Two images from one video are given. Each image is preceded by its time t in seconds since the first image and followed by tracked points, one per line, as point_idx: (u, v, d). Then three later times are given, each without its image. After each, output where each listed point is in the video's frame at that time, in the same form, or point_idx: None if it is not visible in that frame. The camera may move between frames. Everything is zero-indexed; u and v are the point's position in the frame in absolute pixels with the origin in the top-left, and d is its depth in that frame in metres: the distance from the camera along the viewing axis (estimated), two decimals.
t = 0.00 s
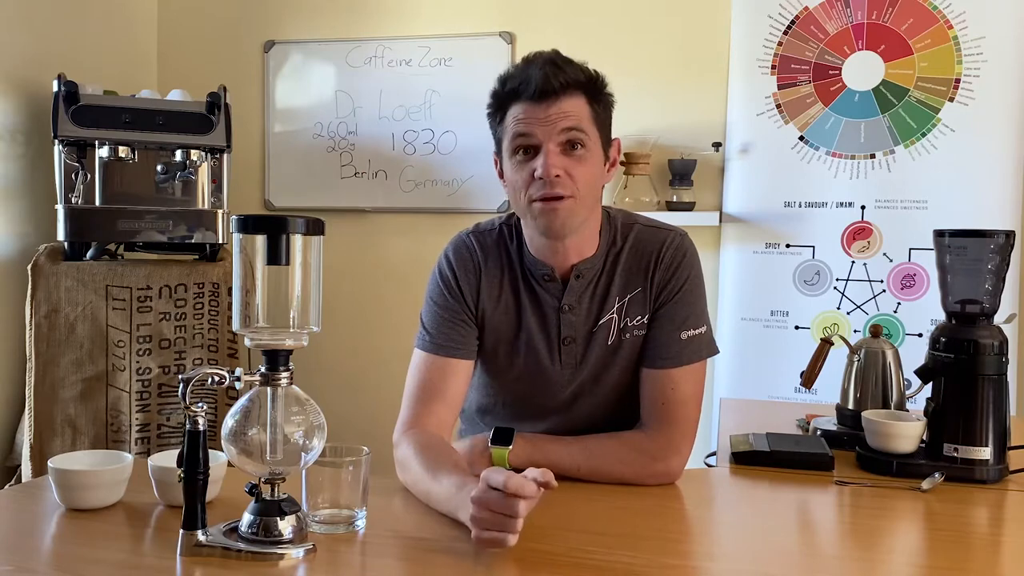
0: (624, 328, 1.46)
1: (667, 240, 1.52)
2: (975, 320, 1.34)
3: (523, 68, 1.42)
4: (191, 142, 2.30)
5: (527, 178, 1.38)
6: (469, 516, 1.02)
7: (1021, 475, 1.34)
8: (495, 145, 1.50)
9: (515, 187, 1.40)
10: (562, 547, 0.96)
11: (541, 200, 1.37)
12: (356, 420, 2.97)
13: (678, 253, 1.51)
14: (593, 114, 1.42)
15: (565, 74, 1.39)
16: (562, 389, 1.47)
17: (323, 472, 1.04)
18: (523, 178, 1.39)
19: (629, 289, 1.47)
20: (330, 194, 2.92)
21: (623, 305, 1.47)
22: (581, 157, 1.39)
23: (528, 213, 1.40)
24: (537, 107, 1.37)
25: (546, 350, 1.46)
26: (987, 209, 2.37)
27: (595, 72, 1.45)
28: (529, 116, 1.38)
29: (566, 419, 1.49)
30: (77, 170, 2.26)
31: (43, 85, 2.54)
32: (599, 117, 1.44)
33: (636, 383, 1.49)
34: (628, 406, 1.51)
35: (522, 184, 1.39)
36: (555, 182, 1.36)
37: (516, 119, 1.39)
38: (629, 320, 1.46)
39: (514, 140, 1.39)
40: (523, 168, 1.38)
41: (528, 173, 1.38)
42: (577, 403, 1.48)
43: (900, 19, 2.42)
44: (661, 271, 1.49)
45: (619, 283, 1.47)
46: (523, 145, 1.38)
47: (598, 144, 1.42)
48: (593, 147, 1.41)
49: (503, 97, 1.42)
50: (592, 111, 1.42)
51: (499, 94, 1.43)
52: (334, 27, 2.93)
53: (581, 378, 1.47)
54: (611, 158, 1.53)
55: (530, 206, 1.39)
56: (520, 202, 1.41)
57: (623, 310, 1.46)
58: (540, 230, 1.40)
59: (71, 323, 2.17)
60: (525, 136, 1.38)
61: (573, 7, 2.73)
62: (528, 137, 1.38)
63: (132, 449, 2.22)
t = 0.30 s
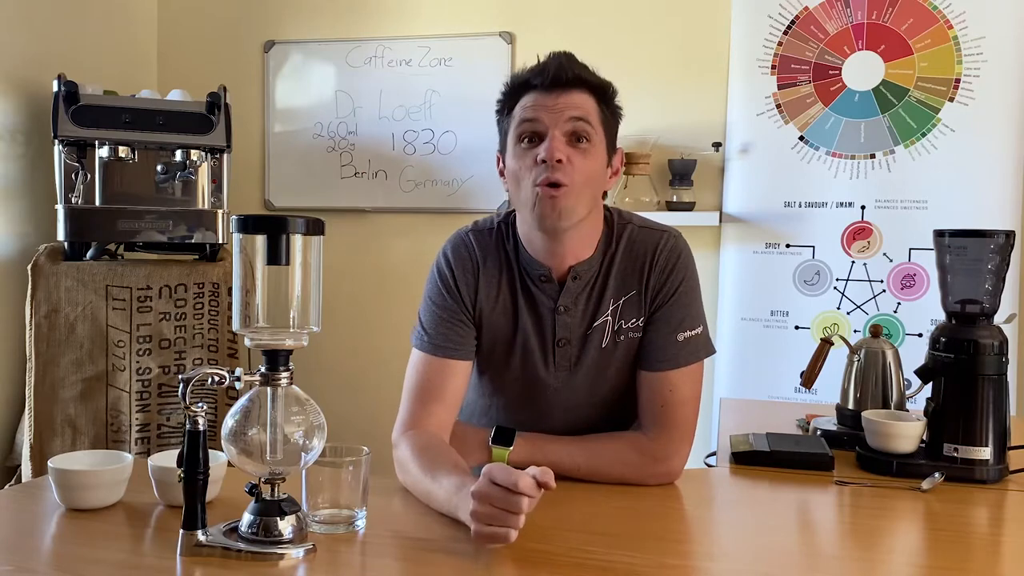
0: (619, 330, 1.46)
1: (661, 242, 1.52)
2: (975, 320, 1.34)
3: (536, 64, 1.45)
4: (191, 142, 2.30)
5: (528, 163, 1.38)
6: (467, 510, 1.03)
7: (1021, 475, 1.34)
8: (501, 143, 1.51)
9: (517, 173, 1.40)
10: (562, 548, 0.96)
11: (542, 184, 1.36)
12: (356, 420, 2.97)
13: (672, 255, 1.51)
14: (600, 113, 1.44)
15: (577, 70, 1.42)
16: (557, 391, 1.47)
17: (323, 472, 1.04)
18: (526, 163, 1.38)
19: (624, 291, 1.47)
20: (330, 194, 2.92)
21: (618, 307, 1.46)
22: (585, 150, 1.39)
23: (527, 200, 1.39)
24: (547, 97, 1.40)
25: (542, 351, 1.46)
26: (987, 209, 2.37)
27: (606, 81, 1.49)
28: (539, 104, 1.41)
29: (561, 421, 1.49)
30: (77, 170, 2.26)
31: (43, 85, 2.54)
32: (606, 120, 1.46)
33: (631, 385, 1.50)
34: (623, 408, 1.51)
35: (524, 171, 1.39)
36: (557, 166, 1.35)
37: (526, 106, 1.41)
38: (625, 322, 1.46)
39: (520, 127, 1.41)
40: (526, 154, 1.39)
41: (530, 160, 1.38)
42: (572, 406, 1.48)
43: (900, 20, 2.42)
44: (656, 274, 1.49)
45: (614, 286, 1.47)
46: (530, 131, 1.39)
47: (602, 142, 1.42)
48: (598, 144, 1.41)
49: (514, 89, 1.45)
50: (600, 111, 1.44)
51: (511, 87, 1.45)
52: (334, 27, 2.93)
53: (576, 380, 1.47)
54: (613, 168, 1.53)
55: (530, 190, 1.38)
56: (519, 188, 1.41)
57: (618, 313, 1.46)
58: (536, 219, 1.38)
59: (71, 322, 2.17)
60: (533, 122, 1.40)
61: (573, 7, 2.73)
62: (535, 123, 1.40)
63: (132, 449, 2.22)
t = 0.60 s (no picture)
0: (616, 335, 1.46)
1: (655, 244, 1.51)
2: (975, 320, 1.34)
3: (532, 88, 1.36)
4: (191, 142, 2.30)
5: (524, 204, 1.35)
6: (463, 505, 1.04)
7: (1021, 475, 1.34)
8: (493, 160, 1.45)
9: (512, 210, 1.37)
10: (562, 548, 0.96)
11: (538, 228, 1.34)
12: (356, 420, 2.97)
13: (665, 256, 1.51)
14: (598, 141, 1.38)
15: (574, 102, 1.34)
16: (557, 395, 1.48)
17: (323, 472, 1.04)
18: (522, 204, 1.35)
19: (620, 296, 1.47)
20: (330, 194, 2.92)
21: (614, 312, 1.46)
22: (582, 187, 1.35)
23: (523, 238, 1.37)
24: (543, 132, 1.32)
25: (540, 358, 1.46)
26: (987, 209, 2.37)
27: (604, 96, 1.41)
28: (533, 140, 1.33)
29: (562, 420, 1.51)
30: (77, 170, 2.26)
31: (43, 85, 2.54)
32: (603, 144, 1.40)
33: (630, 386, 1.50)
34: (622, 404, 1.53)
35: (520, 210, 1.36)
36: (554, 213, 1.32)
37: (518, 141, 1.34)
38: (621, 327, 1.46)
39: (513, 164, 1.35)
40: (522, 194, 1.34)
41: (525, 201, 1.34)
42: (573, 406, 1.49)
43: (900, 20, 2.42)
44: (650, 277, 1.48)
45: (610, 292, 1.47)
46: (524, 170, 1.33)
47: (601, 174, 1.38)
48: (596, 177, 1.36)
49: (507, 117, 1.37)
50: (598, 139, 1.37)
51: (504, 112, 1.37)
52: (334, 27, 2.93)
53: (575, 384, 1.47)
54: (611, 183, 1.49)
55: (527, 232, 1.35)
56: (514, 223, 1.38)
57: (614, 318, 1.46)
58: (532, 255, 1.38)
59: (71, 322, 2.17)
60: (527, 161, 1.33)
61: (573, 7, 2.73)
62: (529, 162, 1.33)
63: (132, 449, 2.22)
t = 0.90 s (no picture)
0: (615, 328, 1.46)
1: (657, 241, 1.51)
2: (975, 320, 1.34)
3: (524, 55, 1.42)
4: (191, 142, 2.30)
5: (519, 162, 1.37)
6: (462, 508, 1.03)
7: (1021, 475, 1.34)
8: (487, 134, 1.49)
9: (507, 170, 1.39)
10: (562, 547, 0.96)
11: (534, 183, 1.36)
12: (356, 420, 2.97)
13: (669, 255, 1.50)
14: (589, 105, 1.42)
15: (564, 63, 1.39)
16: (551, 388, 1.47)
17: (323, 472, 1.04)
18: (517, 162, 1.37)
19: (621, 288, 1.47)
20: (330, 194, 2.92)
21: (614, 305, 1.47)
22: (575, 146, 1.38)
23: (518, 198, 1.39)
24: (535, 92, 1.37)
25: (534, 346, 1.46)
26: (987, 209, 2.37)
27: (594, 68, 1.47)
28: (526, 100, 1.38)
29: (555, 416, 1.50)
30: (77, 170, 2.26)
31: (43, 85, 2.54)
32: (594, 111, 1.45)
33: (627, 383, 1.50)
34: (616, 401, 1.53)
35: (514, 169, 1.38)
36: (549, 167, 1.35)
37: (513, 103, 1.38)
38: (619, 320, 1.46)
39: (509, 125, 1.39)
40: (517, 152, 1.37)
41: (520, 158, 1.37)
42: (566, 401, 1.48)
43: (900, 20, 2.42)
44: (652, 274, 1.49)
45: (609, 285, 1.47)
46: (518, 130, 1.37)
47: (592, 135, 1.41)
48: (588, 137, 1.40)
49: (501, 84, 1.42)
50: (590, 103, 1.42)
51: (497, 79, 1.43)
52: (333, 27, 2.93)
53: (569, 376, 1.47)
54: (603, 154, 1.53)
55: (522, 189, 1.37)
56: (510, 186, 1.40)
57: (614, 310, 1.46)
58: (528, 214, 1.39)
59: (71, 322, 2.17)
60: (521, 120, 1.37)
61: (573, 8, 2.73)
62: (523, 122, 1.37)
63: (132, 449, 2.22)
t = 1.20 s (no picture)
0: (615, 307, 1.50)
1: (646, 224, 1.57)
2: (975, 320, 1.34)
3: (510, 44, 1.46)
4: (191, 142, 2.30)
5: (510, 147, 1.41)
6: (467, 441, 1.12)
7: (1021, 475, 1.34)
8: (478, 123, 1.53)
9: (500, 156, 1.43)
10: (562, 548, 0.96)
11: (526, 166, 1.40)
12: (356, 420, 2.97)
13: (658, 238, 1.57)
14: (576, 89, 1.46)
15: (550, 51, 1.43)
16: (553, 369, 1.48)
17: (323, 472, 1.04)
18: (509, 148, 1.42)
19: (619, 268, 1.52)
20: (330, 194, 2.92)
21: (612, 285, 1.51)
22: (564, 129, 1.42)
23: (513, 182, 1.43)
24: (523, 79, 1.41)
25: (534, 327, 1.47)
26: (987, 208, 2.37)
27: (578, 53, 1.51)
28: (515, 88, 1.42)
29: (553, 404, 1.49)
30: (77, 170, 2.26)
31: (43, 85, 2.54)
32: (582, 94, 1.48)
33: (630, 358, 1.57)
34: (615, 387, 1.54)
35: (507, 154, 1.43)
36: (540, 151, 1.39)
37: (502, 91, 1.42)
38: (618, 298, 1.51)
39: (499, 113, 1.43)
40: (508, 138, 1.42)
41: (512, 143, 1.41)
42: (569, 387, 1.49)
43: (900, 20, 2.42)
44: (646, 253, 1.55)
45: (607, 264, 1.51)
46: (509, 117, 1.41)
47: (580, 118, 1.46)
48: (576, 120, 1.44)
49: (489, 74, 1.46)
50: (576, 88, 1.46)
51: (485, 69, 1.46)
52: (333, 27, 2.93)
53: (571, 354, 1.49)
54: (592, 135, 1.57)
55: (515, 173, 1.42)
56: (502, 170, 1.44)
57: (614, 289, 1.50)
58: (523, 196, 1.43)
59: (71, 322, 2.17)
60: (511, 107, 1.41)
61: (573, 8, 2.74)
62: (513, 108, 1.41)
63: (132, 449, 2.22)
